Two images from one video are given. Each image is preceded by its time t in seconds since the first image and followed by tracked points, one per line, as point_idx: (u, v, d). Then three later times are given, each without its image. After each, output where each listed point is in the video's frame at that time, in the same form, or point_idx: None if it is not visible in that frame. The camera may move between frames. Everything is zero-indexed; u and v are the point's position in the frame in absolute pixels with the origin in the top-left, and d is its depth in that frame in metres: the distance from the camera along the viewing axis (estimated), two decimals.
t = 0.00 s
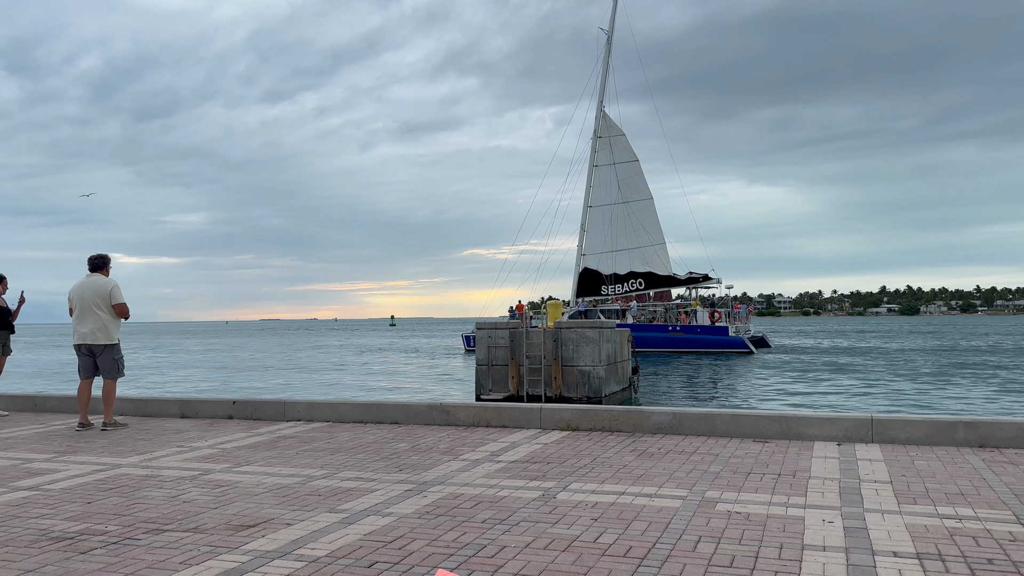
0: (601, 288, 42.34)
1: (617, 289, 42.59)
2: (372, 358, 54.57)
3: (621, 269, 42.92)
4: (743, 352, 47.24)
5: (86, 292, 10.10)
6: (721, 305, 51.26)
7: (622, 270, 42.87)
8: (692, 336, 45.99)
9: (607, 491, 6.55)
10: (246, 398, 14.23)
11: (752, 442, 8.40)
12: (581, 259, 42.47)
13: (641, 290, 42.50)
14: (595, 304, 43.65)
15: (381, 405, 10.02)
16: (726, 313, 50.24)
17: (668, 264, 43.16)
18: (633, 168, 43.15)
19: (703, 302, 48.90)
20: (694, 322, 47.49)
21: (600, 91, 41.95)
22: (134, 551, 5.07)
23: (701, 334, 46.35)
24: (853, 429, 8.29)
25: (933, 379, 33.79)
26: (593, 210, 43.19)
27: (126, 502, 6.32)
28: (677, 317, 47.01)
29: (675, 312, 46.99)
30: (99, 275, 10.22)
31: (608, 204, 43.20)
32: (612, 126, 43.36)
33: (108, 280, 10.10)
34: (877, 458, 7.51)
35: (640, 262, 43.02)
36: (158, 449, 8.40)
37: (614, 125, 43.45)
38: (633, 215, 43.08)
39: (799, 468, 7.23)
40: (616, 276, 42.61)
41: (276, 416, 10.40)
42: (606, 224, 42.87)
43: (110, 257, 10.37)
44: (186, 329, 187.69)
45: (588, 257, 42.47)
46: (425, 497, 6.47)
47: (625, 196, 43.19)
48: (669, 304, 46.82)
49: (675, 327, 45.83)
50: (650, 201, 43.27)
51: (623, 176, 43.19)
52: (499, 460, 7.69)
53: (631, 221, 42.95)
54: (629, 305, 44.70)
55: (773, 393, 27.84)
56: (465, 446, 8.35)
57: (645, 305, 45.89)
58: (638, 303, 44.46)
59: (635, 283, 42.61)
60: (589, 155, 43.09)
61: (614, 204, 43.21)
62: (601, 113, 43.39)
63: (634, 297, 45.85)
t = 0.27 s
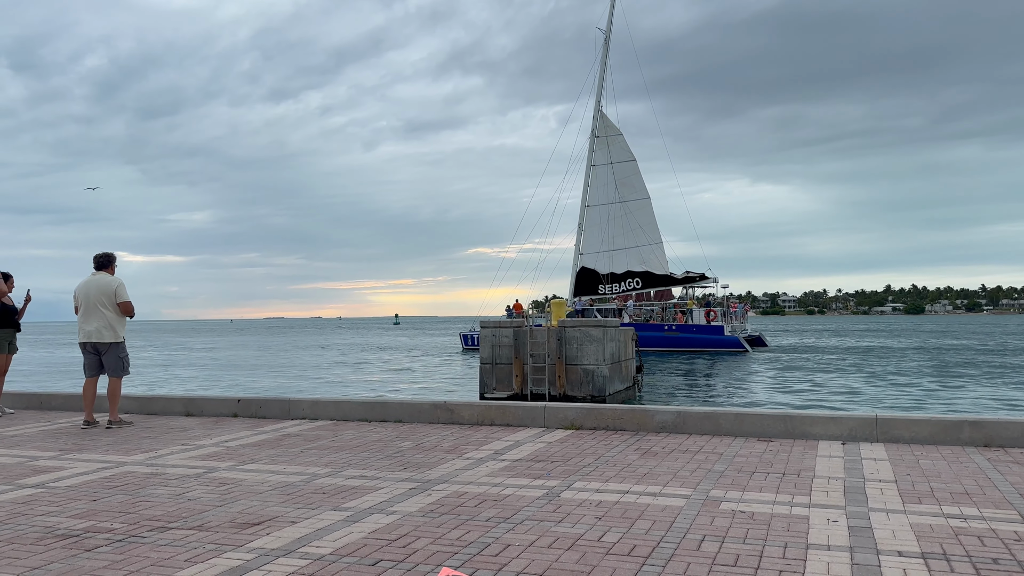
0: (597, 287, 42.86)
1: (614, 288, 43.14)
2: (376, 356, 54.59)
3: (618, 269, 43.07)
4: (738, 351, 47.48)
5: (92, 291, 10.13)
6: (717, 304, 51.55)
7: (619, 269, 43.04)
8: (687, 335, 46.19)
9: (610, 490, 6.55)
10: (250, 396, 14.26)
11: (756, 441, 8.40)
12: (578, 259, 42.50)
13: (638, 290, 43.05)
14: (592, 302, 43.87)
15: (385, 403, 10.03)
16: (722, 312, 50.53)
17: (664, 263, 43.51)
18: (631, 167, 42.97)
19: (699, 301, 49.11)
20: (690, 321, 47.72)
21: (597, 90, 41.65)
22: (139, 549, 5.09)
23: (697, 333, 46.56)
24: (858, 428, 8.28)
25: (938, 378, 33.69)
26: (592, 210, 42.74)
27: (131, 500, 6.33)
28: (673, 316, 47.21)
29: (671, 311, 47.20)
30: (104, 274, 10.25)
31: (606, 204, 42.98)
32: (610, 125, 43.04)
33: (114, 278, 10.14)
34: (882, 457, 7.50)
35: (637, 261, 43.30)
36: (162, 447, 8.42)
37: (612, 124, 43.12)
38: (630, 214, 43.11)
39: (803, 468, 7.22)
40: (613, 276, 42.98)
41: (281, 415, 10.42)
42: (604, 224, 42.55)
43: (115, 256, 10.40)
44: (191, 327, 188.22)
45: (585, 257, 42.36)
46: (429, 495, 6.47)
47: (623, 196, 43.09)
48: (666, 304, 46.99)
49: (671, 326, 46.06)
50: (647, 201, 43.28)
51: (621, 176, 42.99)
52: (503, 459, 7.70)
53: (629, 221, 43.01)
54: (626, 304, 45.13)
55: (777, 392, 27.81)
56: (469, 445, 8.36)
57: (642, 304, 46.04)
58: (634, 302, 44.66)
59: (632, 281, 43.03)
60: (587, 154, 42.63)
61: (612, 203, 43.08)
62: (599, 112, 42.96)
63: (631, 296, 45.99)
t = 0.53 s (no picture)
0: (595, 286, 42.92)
1: (610, 287, 43.05)
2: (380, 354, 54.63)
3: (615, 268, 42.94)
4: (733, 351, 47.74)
5: (97, 289, 10.17)
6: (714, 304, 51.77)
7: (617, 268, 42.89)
8: (684, 334, 46.41)
9: (614, 489, 6.54)
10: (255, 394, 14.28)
11: (761, 440, 8.38)
12: (576, 257, 42.82)
13: (635, 289, 42.66)
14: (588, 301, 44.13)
15: (389, 402, 10.04)
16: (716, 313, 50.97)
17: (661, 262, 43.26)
18: (629, 167, 42.76)
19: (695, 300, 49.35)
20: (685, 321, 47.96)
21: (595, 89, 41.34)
22: (144, 546, 5.10)
23: (692, 333, 46.80)
24: (863, 427, 8.26)
25: (942, 377, 33.54)
26: (589, 209, 42.89)
27: (137, 498, 6.35)
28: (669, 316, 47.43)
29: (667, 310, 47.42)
30: (110, 272, 10.28)
31: (604, 203, 42.92)
32: (608, 125, 42.75)
33: (119, 277, 10.16)
34: (886, 456, 7.49)
35: (635, 261, 42.96)
36: (168, 445, 8.44)
37: (610, 124, 42.87)
38: (628, 213, 42.88)
39: (808, 467, 7.21)
40: (611, 275, 42.89)
41: (285, 413, 10.44)
42: (602, 224, 42.63)
43: (121, 254, 10.44)
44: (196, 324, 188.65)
45: (583, 255, 42.74)
46: (434, 493, 6.47)
47: (621, 195, 42.92)
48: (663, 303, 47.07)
49: (667, 326, 46.28)
50: (645, 200, 42.99)
51: (619, 175, 42.77)
52: (508, 457, 7.70)
53: (627, 220, 42.78)
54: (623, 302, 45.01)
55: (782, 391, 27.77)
56: (473, 443, 8.37)
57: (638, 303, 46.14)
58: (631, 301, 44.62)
59: (630, 281, 42.80)
60: (585, 154, 42.55)
61: (610, 203, 42.97)
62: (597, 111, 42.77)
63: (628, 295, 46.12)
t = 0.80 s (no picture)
0: (593, 285, 42.95)
1: (608, 287, 42.98)
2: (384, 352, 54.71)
3: (613, 267, 42.91)
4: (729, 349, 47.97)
5: (104, 287, 10.20)
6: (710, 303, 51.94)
7: (615, 267, 42.84)
8: (680, 334, 46.64)
9: (620, 487, 6.54)
10: (259, 392, 14.31)
11: (767, 439, 8.37)
12: (574, 256, 43.09)
13: (633, 288, 42.47)
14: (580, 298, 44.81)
15: (395, 400, 10.05)
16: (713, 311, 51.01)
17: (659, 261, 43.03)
18: (628, 166, 42.66)
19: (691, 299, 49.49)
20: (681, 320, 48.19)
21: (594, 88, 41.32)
22: (150, 543, 5.12)
23: (688, 332, 47.05)
24: (868, 427, 8.25)
25: (949, 377, 33.39)
26: (588, 208, 43.08)
27: (142, 495, 6.37)
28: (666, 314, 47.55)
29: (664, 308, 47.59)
30: (116, 269, 10.31)
31: (603, 202, 42.99)
32: (607, 124, 42.75)
33: (125, 274, 10.17)
34: (892, 456, 7.48)
35: (633, 260, 42.84)
36: (174, 443, 8.46)
37: (609, 123, 42.85)
38: (626, 212, 42.78)
39: (813, 466, 7.20)
40: (608, 274, 42.85)
41: (291, 410, 10.46)
42: (600, 222, 42.72)
43: (127, 252, 10.45)
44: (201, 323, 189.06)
45: (581, 254, 43.03)
46: (439, 491, 6.47)
47: (620, 194, 42.89)
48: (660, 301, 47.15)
49: (664, 325, 46.48)
50: (644, 199, 42.84)
51: (618, 175, 42.72)
52: (513, 456, 7.71)
53: (624, 219, 42.68)
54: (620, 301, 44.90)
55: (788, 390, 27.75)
56: (478, 442, 8.37)
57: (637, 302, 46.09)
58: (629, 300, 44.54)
59: (628, 280, 42.64)
60: (583, 153, 42.70)
61: (609, 201, 43.00)
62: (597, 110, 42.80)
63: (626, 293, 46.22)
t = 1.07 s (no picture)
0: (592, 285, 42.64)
1: (606, 287, 42.50)
2: (389, 351, 54.78)
3: (612, 267, 42.70)
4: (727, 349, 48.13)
5: (110, 285, 10.22)
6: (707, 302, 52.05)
7: (613, 267, 42.64)
8: (677, 333, 46.87)
9: (625, 487, 6.53)
10: (265, 390, 14.35)
11: (772, 440, 8.36)
12: (573, 255, 43.17)
13: (631, 287, 41.66)
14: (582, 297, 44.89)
15: (400, 399, 10.06)
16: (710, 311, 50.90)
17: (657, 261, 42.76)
18: (627, 166, 42.73)
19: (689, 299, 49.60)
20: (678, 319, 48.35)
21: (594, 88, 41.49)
22: (156, 541, 5.14)
23: (685, 331, 47.28)
24: (875, 428, 8.23)
25: (955, 378, 33.25)
26: (588, 207, 43.25)
27: (149, 493, 6.39)
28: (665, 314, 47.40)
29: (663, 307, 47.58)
30: (122, 268, 10.33)
31: (601, 202, 43.04)
32: (607, 124, 42.91)
33: (131, 273, 10.20)
34: (899, 457, 7.46)
35: (631, 259, 42.56)
36: (179, 441, 8.49)
37: (609, 123, 42.99)
38: (625, 212, 42.73)
39: (819, 466, 7.18)
40: (606, 274, 42.45)
41: (297, 409, 10.49)
42: (599, 222, 42.77)
43: (133, 250, 10.46)
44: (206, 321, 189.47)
45: (580, 253, 43.11)
46: (444, 491, 6.47)
47: (619, 194, 42.88)
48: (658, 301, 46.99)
49: (661, 324, 46.63)
50: (642, 199, 42.74)
51: (617, 174, 42.80)
52: (518, 455, 7.71)
53: (623, 219, 42.61)
54: (618, 301, 44.51)
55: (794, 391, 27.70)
56: (484, 441, 8.37)
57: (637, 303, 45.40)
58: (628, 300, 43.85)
59: (625, 279, 41.95)
60: (583, 153, 43.01)
61: (608, 201, 43.02)
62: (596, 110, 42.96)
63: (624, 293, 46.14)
